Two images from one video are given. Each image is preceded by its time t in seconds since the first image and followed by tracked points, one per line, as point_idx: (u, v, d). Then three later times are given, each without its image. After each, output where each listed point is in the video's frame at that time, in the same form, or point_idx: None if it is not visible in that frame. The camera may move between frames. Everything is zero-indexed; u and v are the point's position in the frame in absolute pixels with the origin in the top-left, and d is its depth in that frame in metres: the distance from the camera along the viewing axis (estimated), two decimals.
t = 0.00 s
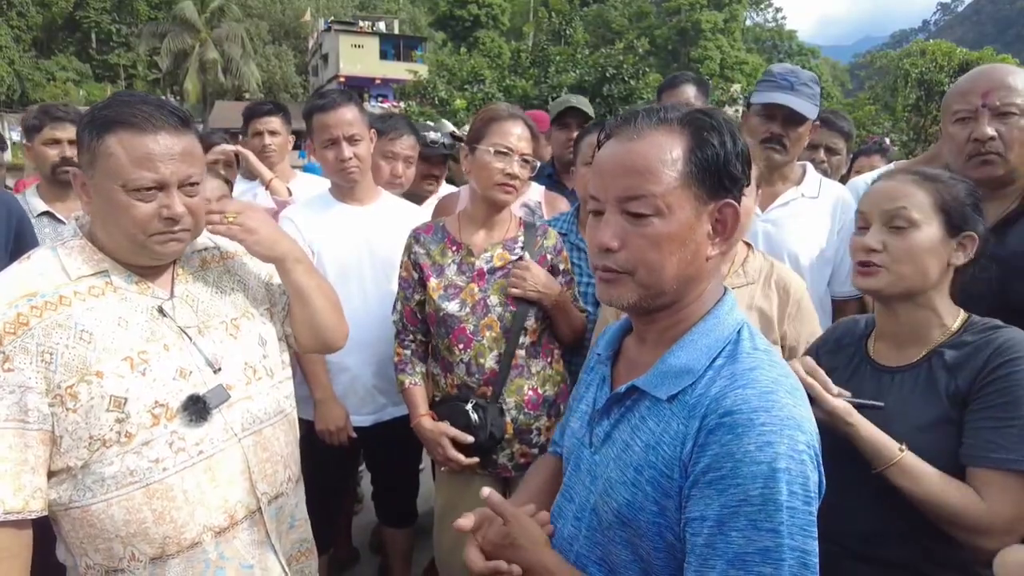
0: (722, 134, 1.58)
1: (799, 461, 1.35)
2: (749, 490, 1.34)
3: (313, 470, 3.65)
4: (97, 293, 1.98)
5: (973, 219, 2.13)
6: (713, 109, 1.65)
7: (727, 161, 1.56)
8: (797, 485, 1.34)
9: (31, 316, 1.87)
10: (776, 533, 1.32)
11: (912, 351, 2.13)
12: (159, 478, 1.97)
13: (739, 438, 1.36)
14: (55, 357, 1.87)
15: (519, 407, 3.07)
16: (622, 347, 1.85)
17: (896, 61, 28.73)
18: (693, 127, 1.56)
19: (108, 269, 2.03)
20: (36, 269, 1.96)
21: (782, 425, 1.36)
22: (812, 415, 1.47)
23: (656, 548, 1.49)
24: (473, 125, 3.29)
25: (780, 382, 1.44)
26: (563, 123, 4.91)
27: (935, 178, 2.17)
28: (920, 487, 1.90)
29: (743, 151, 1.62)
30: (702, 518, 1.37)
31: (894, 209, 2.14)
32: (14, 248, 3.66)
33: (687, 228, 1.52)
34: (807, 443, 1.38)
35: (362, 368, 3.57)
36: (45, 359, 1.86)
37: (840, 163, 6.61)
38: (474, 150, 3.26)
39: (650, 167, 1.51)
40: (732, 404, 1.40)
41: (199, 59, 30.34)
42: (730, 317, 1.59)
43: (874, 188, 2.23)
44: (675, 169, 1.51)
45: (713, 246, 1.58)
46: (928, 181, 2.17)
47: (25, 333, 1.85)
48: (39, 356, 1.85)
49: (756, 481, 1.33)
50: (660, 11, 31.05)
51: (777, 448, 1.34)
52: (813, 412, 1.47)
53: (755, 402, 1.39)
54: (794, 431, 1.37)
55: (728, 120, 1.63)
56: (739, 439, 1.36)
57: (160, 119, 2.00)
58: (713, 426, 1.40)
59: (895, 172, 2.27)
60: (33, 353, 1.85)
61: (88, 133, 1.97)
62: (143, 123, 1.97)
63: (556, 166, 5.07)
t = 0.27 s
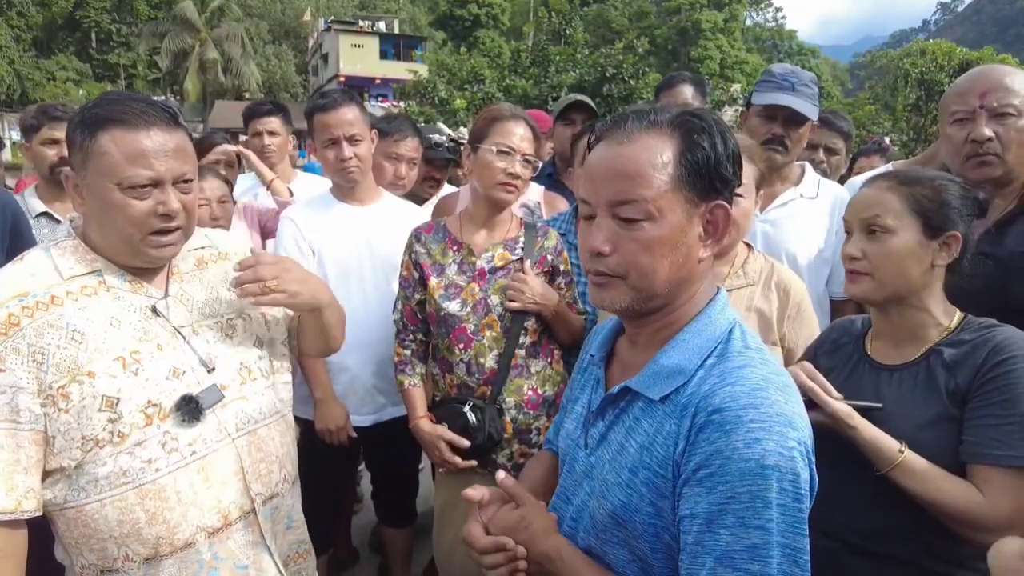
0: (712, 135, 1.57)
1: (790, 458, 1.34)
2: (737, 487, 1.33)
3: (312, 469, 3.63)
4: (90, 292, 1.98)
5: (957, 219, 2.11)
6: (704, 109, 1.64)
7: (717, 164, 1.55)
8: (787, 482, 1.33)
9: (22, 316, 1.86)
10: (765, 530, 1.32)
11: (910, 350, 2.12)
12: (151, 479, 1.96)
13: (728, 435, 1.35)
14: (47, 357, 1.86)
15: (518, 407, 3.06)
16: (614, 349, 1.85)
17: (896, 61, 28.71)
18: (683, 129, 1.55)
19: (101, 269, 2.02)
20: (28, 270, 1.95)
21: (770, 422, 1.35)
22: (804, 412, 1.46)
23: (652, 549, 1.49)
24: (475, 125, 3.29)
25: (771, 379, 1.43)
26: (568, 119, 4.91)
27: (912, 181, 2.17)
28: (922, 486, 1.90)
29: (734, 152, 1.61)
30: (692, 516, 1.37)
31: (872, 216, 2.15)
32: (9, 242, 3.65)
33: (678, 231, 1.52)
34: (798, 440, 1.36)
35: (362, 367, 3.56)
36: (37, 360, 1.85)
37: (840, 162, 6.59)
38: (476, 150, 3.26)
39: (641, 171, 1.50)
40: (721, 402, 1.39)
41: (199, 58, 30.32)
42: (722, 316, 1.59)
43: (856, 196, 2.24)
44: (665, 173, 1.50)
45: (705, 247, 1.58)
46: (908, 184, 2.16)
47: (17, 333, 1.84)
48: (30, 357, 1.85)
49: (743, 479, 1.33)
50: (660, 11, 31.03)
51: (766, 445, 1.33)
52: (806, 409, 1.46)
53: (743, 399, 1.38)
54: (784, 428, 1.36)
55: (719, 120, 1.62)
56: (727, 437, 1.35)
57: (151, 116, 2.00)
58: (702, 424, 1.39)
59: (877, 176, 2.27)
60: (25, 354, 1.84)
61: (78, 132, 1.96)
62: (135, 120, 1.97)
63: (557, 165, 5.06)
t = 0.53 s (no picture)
0: (708, 138, 1.57)
1: (786, 460, 1.34)
2: (733, 490, 1.34)
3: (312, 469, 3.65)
4: (81, 295, 1.97)
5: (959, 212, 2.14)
6: (698, 109, 1.64)
7: (714, 165, 1.56)
8: (784, 484, 1.34)
9: (13, 320, 1.87)
10: (762, 533, 1.33)
11: (908, 347, 2.14)
12: (140, 481, 1.96)
13: (724, 438, 1.36)
14: (37, 361, 1.87)
15: (519, 407, 3.06)
16: (613, 350, 1.85)
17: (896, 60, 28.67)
18: (680, 131, 1.55)
19: (93, 270, 2.02)
20: (19, 272, 1.96)
21: (766, 424, 1.35)
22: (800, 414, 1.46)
23: (651, 550, 1.50)
24: (478, 125, 3.31)
25: (766, 381, 1.44)
26: (567, 121, 4.92)
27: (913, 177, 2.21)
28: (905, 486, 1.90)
29: (729, 151, 1.61)
30: (690, 519, 1.37)
31: (875, 208, 2.19)
32: (7, 238, 3.65)
33: (677, 235, 1.53)
34: (795, 442, 1.38)
35: (363, 367, 3.57)
36: (27, 364, 1.86)
37: (839, 162, 6.60)
38: (479, 149, 3.27)
39: (637, 177, 1.50)
40: (717, 405, 1.40)
41: (199, 58, 30.34)
42: (719, 317, 1.59)
43: (862, 190, 2.28)
44: (662, 178, 1.50)
45: (704, 248, 1.59)
46: (911, 179, 2.21)
47: (9, 338, 1.85)
48: (21, 361, 1.85)
49: (740, 481, 1.34)
50: (660, 10, 31.03)
51: (762, 448, 1.34)
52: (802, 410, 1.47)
53: (739, 402, 1.38)
54: (780, 429, 1.37)
55: (713, 120, 1.62)
56: (724, 440, 1.36)
57: (141, 106, 2.03)
58: (698, 426, 1.40)
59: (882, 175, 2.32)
60: (15, 358, 1.85)
61: (70, 126, 1.98)
62: (126, 111, 2.00)
63: (558, 165, 5.07)
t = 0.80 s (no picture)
0: (708, 138, 1.58)
1: (797, 467, 1.35)
2: (748, 499, 1.34)
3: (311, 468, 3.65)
4: (88, 297, 1.98)
5: (967, 210, 2.15)
6: (699, 109, 1.64)
7: (716, 166, 1.56)
8: (797, 492, 1.34)
9: (20, 321, 1.89)
10: (776, 541, 1.33)
11: (915, 342, 2.15)
12: (140, 482, 1.96)
13: (736, 446, 1.36)
14: (42, 363, 1.88)
15: (520, 407, 3.07)
16: (615, 351, 1.86)
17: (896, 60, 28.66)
18: (679, 134, 1.55)
19: (101, 272, 2.03)
20: (28, 274, 1.98)
21: (778, 432, 1.35)
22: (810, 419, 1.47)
23: (654, 555, 1.49)
24: (479, 125, 3.29)
25: (774, 387, 1.44)
26: (568, 121, 4.92)
27: (921, 177, 2.24)
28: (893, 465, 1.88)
29: (730, 151, 1.62)
30: (703, 528, 1.37)
31: (885, 207, 2.21)
32: (4, 235, 3.65)
33: (680, 238, 1.53)
34: (806, 449, 1.37)
35: (364, 367, 3.57)
36: (32, 366, 1.88)
37: (837, 162, 6.60)
38: (481, 150, 3.25)
39: (640, 179, 1.50)
40: (727, 412, 1.40)
41: (198, 58, 30.32)
42: (722, 321, 1.60)
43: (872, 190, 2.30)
44: (665, 180, 1.50)
45: (706, 250, 1.59)
46: (916, 179, 2.24)
47: (14, 339, 1.87)
48: (26, 362, 1.87)
49: (755, 490, 1.34)
50: (660, 10, 31.03)
51: (775, 456, 1.34)
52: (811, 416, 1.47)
53: (750, 409, 1.38)
54: (791, 437, 1.36)
55: (714, 120, 1.62)
56: (736, 448, 1.36)
57: (158, 107, 2.05)
58: (707, 434, 1.40)
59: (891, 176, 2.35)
60: (21, 359, 1.87)
61: (91, 125, 2.00)
62: (146, 111, 2.02)
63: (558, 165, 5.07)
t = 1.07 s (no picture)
0: (694, 136, 1.51)
1: (802, 478, 1.36)
2: (753, 508, 1.36)
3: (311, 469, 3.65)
4: (103, 291, 1.99)
5: (974, 211, 2.13)
6: (701, 106, 1.59)
7: (694, 167, 1.50)
8: (801, 502, 1.36)
9: (37, 313, 1.89)
10: (779, 551, 1.35)
11: (917, 342, 2.16)
12: (147, 478, 1.94)
13: (743, 455, 1.37)
14: (56, 354, 1.88)
15: (520, 407, 3.07)
16: (620, 351, 1.84)
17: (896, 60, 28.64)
18: (660, 129, 1.53)
19: (118, 267, 2.04)
20: (50, 267, 1.99)
21: (785, 442, 1.36)
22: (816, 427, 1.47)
23: (656, 559, 1.49)
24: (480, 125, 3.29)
25: (782, 395, 1.44)
26: (566, 121, 4.91)
27: (933, 176, 2.23)
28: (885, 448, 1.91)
29: (722, 153, 1.53)
30: (706, 535, 1.38)
31: (889, 208, 2.22)
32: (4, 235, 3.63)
33: (646, 234, 1.53)
34: (811, 459, 1.39)
35: (365, 367, 3.56)
36: (47, 356, 1.87)
37: (834, 161, 6.61)
38: (481, 150, 3.25)
39: (609, 174, 1.54)
40: (734, 419, 1.40)
41: (198, 57, 30.30)
42: (732, 324, 1.59)
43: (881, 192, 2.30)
44: (631, 176, 1.52)
45: (683, 254, 1.55)
46: (925, 180, 2.23)
47: (31, 329, 1.87)
48: (41, 353, 1.87)
49: (759, 499, 1.35)
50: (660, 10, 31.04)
51: (781, 466, 1.35)
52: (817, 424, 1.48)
53: (757, 418, 1.38)
54: (799, 447, 1.37)
55: (713, 119, 1.56)
56: (742, 457, 1.36)
57: (185, 107, 2.07)
58: (714, 441, 1.40)
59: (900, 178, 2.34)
60: (37, 349, 1.87)
61: (119, 121, 2.01)
62: (172, 109, 2.04)
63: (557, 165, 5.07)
